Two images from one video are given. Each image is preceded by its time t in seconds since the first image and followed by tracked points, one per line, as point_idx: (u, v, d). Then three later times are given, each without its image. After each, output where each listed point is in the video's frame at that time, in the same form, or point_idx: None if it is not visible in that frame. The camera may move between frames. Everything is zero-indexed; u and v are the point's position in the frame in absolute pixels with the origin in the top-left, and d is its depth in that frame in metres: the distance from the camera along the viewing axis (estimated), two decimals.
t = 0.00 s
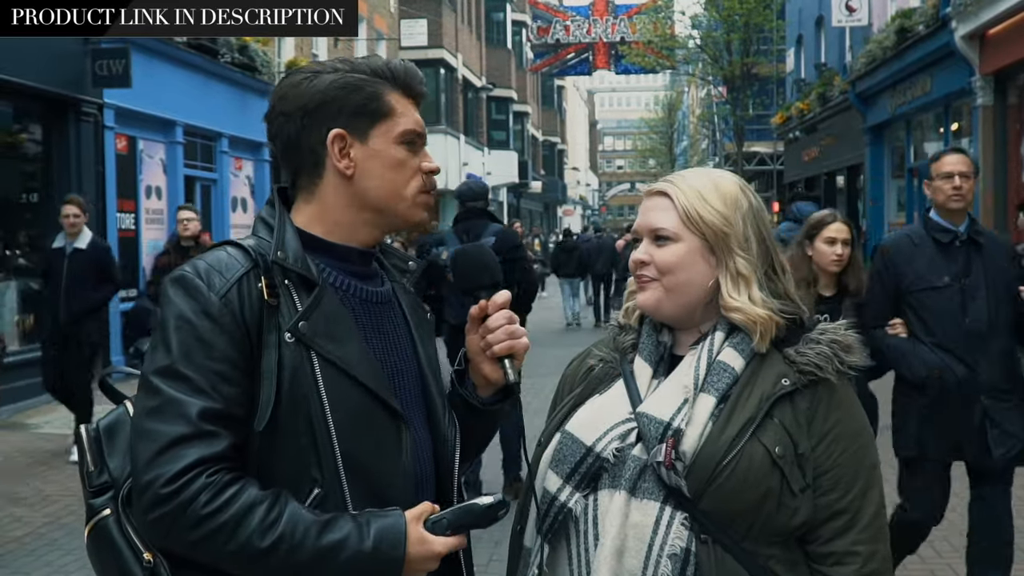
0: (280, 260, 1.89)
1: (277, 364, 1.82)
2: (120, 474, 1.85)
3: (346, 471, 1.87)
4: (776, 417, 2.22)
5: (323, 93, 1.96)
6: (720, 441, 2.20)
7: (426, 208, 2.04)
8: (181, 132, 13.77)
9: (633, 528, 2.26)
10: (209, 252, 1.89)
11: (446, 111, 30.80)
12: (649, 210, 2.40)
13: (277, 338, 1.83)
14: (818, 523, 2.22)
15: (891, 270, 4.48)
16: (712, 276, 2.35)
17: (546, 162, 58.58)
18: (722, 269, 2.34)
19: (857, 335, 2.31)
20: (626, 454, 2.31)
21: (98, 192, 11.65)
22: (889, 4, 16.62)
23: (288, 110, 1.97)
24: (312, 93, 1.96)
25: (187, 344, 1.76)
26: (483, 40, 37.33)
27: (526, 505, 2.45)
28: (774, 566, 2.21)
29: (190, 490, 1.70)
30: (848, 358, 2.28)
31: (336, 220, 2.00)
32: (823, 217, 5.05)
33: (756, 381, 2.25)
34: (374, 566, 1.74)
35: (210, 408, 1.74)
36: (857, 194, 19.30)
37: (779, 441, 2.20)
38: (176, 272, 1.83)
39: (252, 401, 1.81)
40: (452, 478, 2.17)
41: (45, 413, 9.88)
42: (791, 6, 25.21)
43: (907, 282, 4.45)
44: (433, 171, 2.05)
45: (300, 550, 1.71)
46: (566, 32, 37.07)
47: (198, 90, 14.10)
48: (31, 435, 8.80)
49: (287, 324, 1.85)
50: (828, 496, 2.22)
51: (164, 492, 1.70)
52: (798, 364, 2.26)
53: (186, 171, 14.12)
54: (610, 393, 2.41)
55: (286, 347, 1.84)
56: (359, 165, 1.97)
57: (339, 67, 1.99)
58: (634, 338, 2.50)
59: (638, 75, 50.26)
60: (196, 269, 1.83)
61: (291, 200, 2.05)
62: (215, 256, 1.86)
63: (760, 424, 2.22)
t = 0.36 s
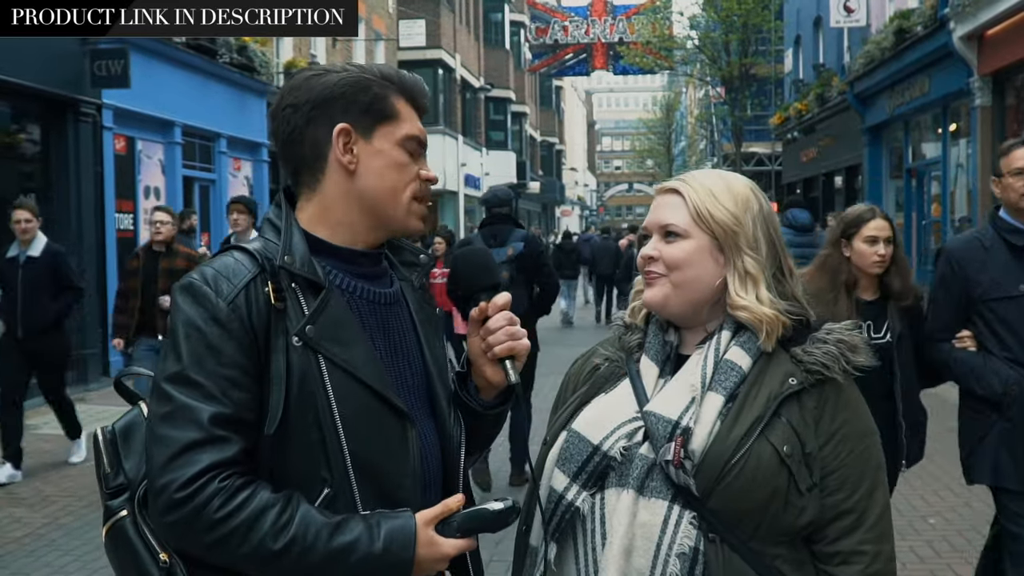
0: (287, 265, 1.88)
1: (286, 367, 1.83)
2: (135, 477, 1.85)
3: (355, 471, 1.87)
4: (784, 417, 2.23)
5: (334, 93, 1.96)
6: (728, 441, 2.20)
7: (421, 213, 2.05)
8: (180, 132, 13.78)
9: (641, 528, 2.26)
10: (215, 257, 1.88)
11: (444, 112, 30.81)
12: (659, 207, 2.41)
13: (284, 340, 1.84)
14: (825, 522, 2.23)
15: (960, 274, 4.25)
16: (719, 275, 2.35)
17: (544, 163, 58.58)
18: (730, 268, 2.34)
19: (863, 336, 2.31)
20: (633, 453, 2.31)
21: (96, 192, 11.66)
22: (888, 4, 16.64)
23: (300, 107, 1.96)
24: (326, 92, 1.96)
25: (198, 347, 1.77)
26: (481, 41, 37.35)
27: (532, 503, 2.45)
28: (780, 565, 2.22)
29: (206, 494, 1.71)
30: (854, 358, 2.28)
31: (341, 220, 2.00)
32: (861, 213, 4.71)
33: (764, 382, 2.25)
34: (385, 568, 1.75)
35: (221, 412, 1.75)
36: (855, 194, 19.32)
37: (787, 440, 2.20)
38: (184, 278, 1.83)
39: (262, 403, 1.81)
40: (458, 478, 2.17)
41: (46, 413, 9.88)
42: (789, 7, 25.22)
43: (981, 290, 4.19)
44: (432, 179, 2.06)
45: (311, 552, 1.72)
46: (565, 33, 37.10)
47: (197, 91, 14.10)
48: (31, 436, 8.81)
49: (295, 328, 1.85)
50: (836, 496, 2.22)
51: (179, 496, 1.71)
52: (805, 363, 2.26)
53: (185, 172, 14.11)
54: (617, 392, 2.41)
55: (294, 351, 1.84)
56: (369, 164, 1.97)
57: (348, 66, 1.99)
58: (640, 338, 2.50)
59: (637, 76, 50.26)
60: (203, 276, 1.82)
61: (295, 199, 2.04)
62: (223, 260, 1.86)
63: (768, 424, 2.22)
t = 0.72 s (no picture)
0: (289, 267, 1.88)
1: (285, 370, 1.83)
2: (130, 475, 1.85)
3: (351, 474, 1.87)
4: (789, 417, 2.23)
5: (334, 95, 1.95)
6: (734, 441, 2.20)
7: (424, 214, 2.05)
8: (177, 133, 13.78)
9: (647, 529, 2.26)
10: (216, 257, 1.88)
11: (441, 112, 30.81)
12: (663, 207, 2.41)
13: (285, 342, 1.84)
14: (830, 522, 2.23)
15: None
16: (724, 275, 2.35)
17: (541, 163, 58.55)
18: (734, 268, 2.34)
19: (868, 335, 2.31)
20: (638, 453, 2.31)
21: (93, 192, 11.65)
22: (884, 5, 16.65)
23: (301, 107, 1.95)
24: (325, 93, 1.95)
25: (196, 349, 1.76)
26: (477, 41, 37.35)
27: (536, 504, 2.44)
28: (786, 565, 2.22)
29: (199, 498, 1.70)
30: (859, 358, 2.28)
31: (341, 220, 1.99)
32: (909, 200, 3.99)
33: (767, 382, 2.26)
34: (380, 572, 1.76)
35: (218, 415, 1.74)
36: (852, 194, 19.33)
37: (792, 441, 2.21)
38: (183, 278, 1.82)
39: (260, 404, 1.81)
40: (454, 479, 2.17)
41: (43, 413, 9.88)
42: (786, 7, 25.21)
43: None
44: (432, 177, 2.06)
45: (305, 557, 1.72)
46: (562, 33, 37.09)
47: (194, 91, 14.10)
48: (28, 436, 8.79)
49: (295, 331, 1.85)
50: (841, 496, 2.22)
51: (173, 498, 1.71)
52: (809, 363, 2.26)
53: (182, 172, 14.11)
54: (622, 392, 2.41)
55: (294, 353, 1.84)
56: (370, 165, 1.97)
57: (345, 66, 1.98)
58: (645, 338, 2.50)
59: (634, 76, 50.27)
60: (203, 276, 1.81)
61: (297, 200, 2.03)
62: (223, 260, 1.86)
63: (773, 425, 2.22)
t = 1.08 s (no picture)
0: (279, 261, 1.88)
1: (276, 367, 1.82)
2: (107, 477, 1.83)
3: (340, 477, 1.87)
4: (791, 420, 2.24)
5: (329, 87, 1.93)
6: (735, 444, 2.21)
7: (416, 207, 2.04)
8: (174, 133, 13.76)
9: (649, 531, 2.26)
10: (202, 251, 1.87)
11: (438, 111, 30.82)
12: (664, 207, 2.41)
13: (276, 338, 1.83)
14: (831, 524, 2.24)
15: None
16: (726, 276, 2.35)
17: (537, 163, 58.61)
18: (737, 269, 2.35)
19: (868, 337, 2.32)
20: (640, 456, 2.31)
21: (90, 192, 11.63)
22: (881, 5, 16.69)
23: (294, 99, 1.93)
24: (319, 85, 1.93)
25: (183, 345, 1.75)
26: (474, 41, 37.39)
27: (539, 507, 2.44)
28: (788, 567, 2.22)
29: (188, 499, 1.69)
30: (859, 360, 2.29)
31: (331, 214, 1.98)
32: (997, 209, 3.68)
33: (769, 384, 2.26)
34: None
35: (207, 413, 1.74)
36: (848, 194, 19.35)
37: (794, 443, 2.21)
38: (170, 271, 1.81)
39: (253, 402, 1.80)
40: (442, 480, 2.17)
41: (40, 412, 9.87)
42: (783, 7, 25.23)
43: None
44: (424, 171, 2.05)
45: (299, 559, 1.72)
46: (558, 33, 37.13)
47: (190, 91, 14.08)
48: (24, 436, 8.77)
49: (285, 327, 1.85)
50: (842, 498, 2.23)
51: (160, 498, 1.69)
52: (811, 365, 2.27)
53: (178, 172, 14.09)
54: (624, 394, 2.41)
55: (285, 350, 1.84)
56: (364, 160, 1.95)
57: (334, 57, 1.96)
58: (646, 339, 2.49)
59: (630, 76, 50.34)
60: (191, 269, 1.81)
61: (284, 196, 2.01)
62: (211, 253, 1.85)
63: (774, 428, 2.23)
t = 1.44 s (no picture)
0: (262, 263, 1.86)
1: (257, 368, 1.79)
2: (77, 482, 1.75)
3: (319, 483, 1.83)
4: (786, 421, 2.24)
5: (324, 99, 1.89)
6: (730, 447, 2.22)
7: (403, 220, 2.03)
8: (171, 133, 13.75)
9: (646, 532, 2.26)
10: (185, 251, 1.84)
11: (434, 112, 30.82)
12: (662, 207, 2.41)
13: (257, 342, 1.81)
14: (827, 524, 2.24)
15: None
16: (724, 277, 2.36)
17: (534, 162, 58.69)
18: (735, 270, 2.35)
19: (863, 337, 2.33)
20: (637, 458, 2.31)
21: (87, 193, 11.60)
22: (878, 5, 16.72)
23: (284, 113, 1.88)
24: (311, 97, 1.88)
25: (162, 345, 1.71)
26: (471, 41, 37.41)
27: (537, 508, 2.45)
28: (786, 567, 2.22)
29: (164, 505, 1.65)
30: (854, 361, 2.29)
31: (317, 224, 1.95)
32: None
33: (765, 385, 2.27)
34: None
35: (187, 413, 1.70)
36: (845, 194, 19.37)
37: (790, 444, 2.22)
38: (150, 270, 1.77)
39: (234, 405, 1.77)
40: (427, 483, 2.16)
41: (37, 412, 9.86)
42: (780, 7, 25.26)
43: None
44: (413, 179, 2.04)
45: (278, 566, 1.68)
46: (555, 33, 37.17)
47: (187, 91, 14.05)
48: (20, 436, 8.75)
49: (267, 330, 1.82)
50: (836, 499, 2.23)
51: (134, 501, 1.64)
52: (806, 366, 2.27)
53: (175, 172, 14.07)
54: (621, 395, 2.40)
55: (265, 352, 1.81)
56: (354, 174, 1.93)
57: (321, 64, 1.91)
58: (642, 340, 2.50)
59: (627, 76, 50.42)
60: (172, 268, 1.77)
61: (269, 200, 1.98)
62: (191, 253, 1.82)
63: (771, 429, 2.23)
